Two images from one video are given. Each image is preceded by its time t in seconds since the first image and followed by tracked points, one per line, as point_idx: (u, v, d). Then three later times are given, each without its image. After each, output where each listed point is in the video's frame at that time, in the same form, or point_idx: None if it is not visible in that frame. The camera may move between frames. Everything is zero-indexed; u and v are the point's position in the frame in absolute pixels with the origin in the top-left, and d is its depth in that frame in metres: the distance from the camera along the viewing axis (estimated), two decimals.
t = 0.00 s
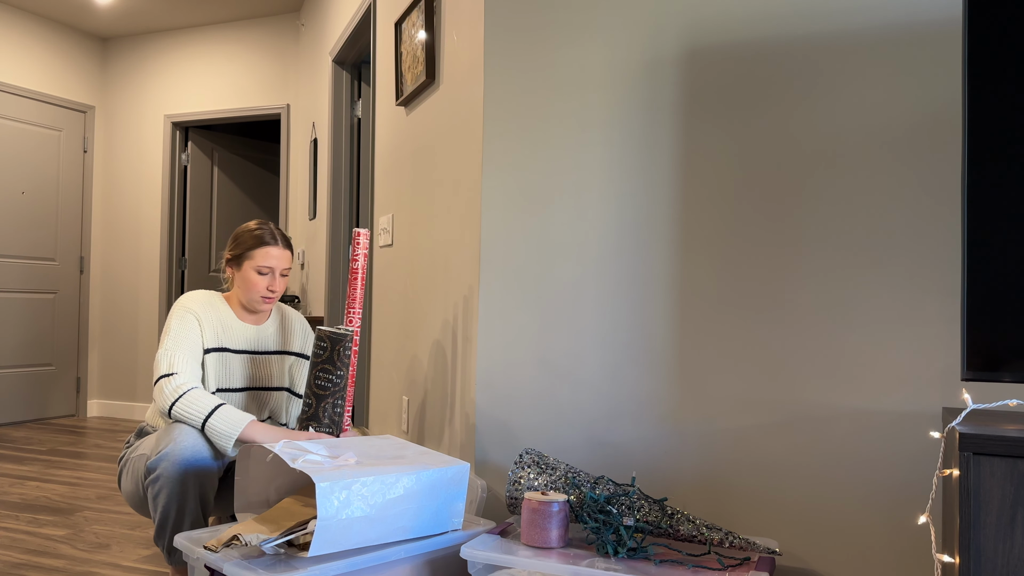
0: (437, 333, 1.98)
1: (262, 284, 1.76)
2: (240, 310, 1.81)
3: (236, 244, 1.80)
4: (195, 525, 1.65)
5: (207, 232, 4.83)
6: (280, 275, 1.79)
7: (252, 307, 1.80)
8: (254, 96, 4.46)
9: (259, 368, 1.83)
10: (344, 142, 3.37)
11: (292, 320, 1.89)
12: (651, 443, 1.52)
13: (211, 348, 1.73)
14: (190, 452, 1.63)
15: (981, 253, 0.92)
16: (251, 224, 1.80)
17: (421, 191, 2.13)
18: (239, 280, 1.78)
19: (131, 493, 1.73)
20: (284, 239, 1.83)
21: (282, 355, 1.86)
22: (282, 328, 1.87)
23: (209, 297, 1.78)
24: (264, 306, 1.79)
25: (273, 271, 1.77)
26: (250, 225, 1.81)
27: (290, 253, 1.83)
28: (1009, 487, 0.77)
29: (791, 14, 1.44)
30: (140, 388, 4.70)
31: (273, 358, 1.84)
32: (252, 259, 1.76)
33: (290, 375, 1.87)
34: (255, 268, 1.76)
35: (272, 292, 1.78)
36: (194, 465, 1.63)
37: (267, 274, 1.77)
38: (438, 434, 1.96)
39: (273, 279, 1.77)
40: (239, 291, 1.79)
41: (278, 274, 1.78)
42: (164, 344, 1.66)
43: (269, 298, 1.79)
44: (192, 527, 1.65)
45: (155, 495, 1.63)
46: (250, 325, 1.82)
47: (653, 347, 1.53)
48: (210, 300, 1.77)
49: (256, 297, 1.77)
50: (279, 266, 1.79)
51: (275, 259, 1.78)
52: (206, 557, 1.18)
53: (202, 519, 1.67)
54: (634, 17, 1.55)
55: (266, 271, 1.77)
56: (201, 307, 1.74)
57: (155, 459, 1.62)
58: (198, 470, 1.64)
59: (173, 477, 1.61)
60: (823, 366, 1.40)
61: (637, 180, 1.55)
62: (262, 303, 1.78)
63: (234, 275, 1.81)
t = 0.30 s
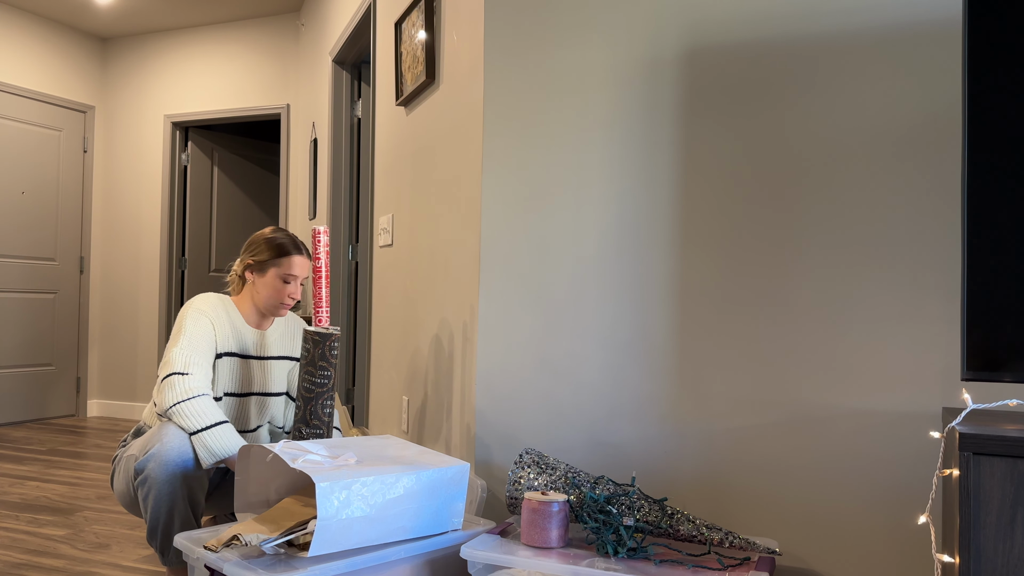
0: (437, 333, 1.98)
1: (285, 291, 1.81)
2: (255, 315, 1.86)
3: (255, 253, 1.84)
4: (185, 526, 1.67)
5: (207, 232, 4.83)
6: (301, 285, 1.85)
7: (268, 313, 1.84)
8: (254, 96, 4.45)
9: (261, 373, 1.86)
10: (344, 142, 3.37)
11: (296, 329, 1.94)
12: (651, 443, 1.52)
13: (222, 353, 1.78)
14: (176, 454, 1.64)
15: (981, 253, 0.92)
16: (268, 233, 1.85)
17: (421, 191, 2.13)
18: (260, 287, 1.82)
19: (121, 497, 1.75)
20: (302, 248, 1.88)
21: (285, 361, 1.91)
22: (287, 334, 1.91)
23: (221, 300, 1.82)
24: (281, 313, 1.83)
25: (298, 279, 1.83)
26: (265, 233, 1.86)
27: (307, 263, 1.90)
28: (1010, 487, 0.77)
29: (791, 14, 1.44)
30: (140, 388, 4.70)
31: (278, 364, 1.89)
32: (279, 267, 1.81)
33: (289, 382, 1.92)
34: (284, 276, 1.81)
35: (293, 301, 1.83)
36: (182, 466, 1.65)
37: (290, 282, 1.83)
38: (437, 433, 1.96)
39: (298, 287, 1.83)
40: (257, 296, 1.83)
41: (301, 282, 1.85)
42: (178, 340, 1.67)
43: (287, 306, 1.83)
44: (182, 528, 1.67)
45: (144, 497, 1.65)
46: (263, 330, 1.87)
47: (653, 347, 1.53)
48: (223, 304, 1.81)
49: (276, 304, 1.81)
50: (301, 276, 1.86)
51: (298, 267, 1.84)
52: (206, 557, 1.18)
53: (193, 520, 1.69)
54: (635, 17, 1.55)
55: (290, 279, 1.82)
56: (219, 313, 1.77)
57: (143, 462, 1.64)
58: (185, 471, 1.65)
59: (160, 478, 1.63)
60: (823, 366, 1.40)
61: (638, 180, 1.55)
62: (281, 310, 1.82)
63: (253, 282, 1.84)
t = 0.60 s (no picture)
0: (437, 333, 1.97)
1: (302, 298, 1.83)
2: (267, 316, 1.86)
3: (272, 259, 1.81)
4: (184, 525, 1.67)
5: (207, 232, 4.84)
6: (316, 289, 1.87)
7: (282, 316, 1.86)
8: (254, 96, 4.45)
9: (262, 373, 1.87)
10: (344, 142, 3.37)
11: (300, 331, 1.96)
12: (651, 443, 1.52)
13: (224, 355, 1.78)
14: (171, 454, 1.64)
15: (980, 252, 0.92)
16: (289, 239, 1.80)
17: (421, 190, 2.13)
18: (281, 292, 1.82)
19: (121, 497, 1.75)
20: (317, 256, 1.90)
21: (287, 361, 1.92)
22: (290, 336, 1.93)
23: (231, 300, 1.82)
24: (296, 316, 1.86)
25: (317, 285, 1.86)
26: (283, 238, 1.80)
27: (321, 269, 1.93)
28: (1009, 487, 0.77)
29: (791, 14, 1.44)
30: (140, 388, 4.70)
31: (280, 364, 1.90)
32: (306, 274, 1.80)
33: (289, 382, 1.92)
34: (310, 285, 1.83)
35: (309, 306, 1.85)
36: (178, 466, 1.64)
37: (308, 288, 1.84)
38: (437, 433, 1.96)
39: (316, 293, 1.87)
40: (273, 300, 1.84)
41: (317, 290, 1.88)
42: (176, 339, 1.67)
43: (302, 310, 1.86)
44: (182, 527, 1.67)
45: (142, 498, 1.65)
46: (271, 331, 1.88)
47: (653, 346, 1.53)
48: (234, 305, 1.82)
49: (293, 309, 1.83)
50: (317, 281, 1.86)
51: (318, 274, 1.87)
52: (206, 557, 1.18)
53: (192, 519, 1.69)
54: (635, 17, 1.55)
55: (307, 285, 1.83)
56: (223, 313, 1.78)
57: (139, 463, 1.64)
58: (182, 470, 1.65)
59: (157, 479, 1.63)
60: (823, 366, 1.40)
61: (638, 181, 1.55)
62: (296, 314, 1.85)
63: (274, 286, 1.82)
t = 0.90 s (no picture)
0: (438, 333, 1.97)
1: (299, 291, 1.77)
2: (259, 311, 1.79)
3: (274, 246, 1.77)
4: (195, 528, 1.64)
5: (207, 231, 4.84)
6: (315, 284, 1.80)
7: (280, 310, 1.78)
8: (254, 96, 4.45)
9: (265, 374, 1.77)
10: (344, 142, 3.37)
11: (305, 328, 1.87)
12: (651, 442, 1.52)
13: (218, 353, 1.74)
14: (189, 455, 1.61)
15: (981, 252, 0.92)
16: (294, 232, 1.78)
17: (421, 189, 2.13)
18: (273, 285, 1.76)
19: (130, 497, 1.73)
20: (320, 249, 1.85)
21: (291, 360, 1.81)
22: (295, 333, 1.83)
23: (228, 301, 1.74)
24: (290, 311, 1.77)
25: (313, 280, 1.79)
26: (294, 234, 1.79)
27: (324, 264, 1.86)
28: (1009, 487, 0.77)
29: (791, 14, 1.44)
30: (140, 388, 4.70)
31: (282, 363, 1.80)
32: (306, 262, 1.77)
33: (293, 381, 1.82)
34: (298, 274, 1.76)
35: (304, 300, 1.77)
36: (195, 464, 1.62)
37: (308, 280, 1.78)
38: (437, 433, 1.96)
39: (312, 288, 1.79)
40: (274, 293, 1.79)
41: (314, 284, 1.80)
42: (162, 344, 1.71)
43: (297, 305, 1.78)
44: (194, 527, 1.64)
45: (155, 497, 1.62)
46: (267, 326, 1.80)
47: (653, 346, 1.53)
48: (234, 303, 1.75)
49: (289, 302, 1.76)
50: (317, 275, 1.81)
51: (316, 267, 1.80)
52: (206, 557, 1.18)
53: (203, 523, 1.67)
54: (635, 17, 1.55)
55: (307, 278, 1.78)
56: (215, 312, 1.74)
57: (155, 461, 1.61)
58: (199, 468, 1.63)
59: (173, 476, 1.61)
60: (823, 366, 1.40)
61: (638, 181, 1.55)
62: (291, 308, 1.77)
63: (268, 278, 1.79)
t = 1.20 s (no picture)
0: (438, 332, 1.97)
1: (281, 285, 1.72)
2: (248, 309, 1.76)
3: (262, 242, 1.76)
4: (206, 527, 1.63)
5: (207, 231, 4.84)
6: (300, 279, 1.75)
7: (266, 305, 1.75)
8: (254, 96, 4.45)
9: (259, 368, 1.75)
10: (344, 142, 3.37)
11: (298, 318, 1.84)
12: (651, 442, 1.52)
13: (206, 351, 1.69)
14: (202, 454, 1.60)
15: (981, 253, 0.92)
16: (280, 229, 1.75)
17: (421, 189, 2.13)
18: (257, 280, 1.74)
19: (138, 497, 1.70)
20: (311, 245, 1.80)
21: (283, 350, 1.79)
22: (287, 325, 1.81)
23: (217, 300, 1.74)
24: (277, 304, 1.74)
25: (294, 273, 1.73)
26: (285, 231, 1.76)
27: (314, 259, 1.80)
28: (1010, 487, 0.77)
29: (791, 14, 1.44)
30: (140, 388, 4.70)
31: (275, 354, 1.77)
32: (290, 257, 1.72)
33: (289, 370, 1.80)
34: (277, 268, 1.72)
35: (288, 294, 1.73)
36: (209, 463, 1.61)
37: (288, 274, 1.73)
38: (437, 433, 1.96)
39: (293, 281, 1.73)
40: (256, 288, 1.75)
41: (298, 278, 1.74)
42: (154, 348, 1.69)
43: (284, 299, 1.74)
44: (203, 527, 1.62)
45: (166, 495, 1.60)
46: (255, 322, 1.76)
47: (654, 346, 1.53)
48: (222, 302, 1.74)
49: (273, 296, 1.72)
50: (301, 269, 1.75)
51: (299, 261, 1.74)
52: (206, 556, 1.18)
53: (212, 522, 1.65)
54: (635, 17, 1.55)
55: (287, 271, 1.72)
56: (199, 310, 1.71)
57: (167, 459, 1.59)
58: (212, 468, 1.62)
59: (186, 475, 1.59)
60: (824, 367, 1.40)
61: (638, 182, 1.55)
62: (277, 302, 1.73)
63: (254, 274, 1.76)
